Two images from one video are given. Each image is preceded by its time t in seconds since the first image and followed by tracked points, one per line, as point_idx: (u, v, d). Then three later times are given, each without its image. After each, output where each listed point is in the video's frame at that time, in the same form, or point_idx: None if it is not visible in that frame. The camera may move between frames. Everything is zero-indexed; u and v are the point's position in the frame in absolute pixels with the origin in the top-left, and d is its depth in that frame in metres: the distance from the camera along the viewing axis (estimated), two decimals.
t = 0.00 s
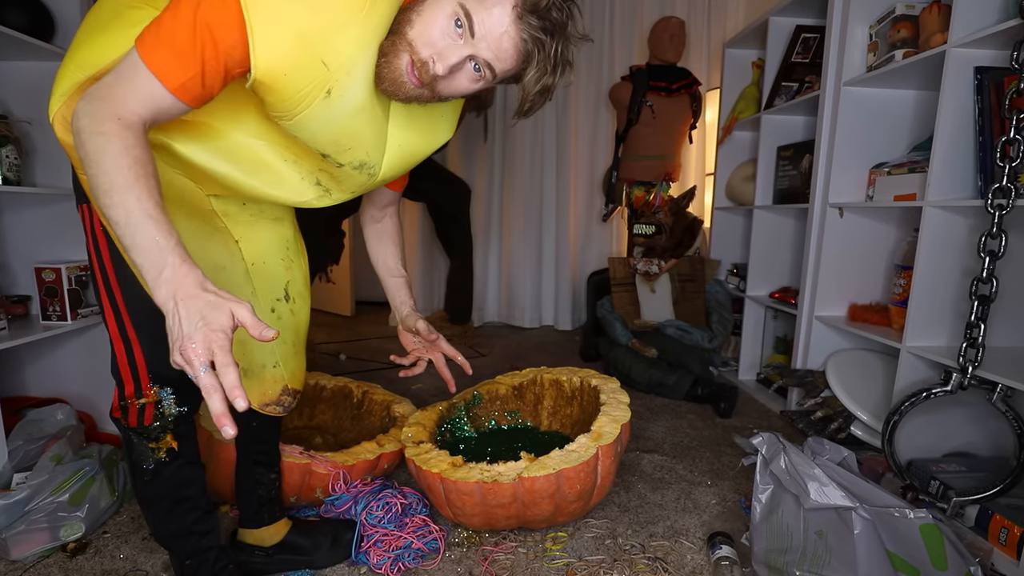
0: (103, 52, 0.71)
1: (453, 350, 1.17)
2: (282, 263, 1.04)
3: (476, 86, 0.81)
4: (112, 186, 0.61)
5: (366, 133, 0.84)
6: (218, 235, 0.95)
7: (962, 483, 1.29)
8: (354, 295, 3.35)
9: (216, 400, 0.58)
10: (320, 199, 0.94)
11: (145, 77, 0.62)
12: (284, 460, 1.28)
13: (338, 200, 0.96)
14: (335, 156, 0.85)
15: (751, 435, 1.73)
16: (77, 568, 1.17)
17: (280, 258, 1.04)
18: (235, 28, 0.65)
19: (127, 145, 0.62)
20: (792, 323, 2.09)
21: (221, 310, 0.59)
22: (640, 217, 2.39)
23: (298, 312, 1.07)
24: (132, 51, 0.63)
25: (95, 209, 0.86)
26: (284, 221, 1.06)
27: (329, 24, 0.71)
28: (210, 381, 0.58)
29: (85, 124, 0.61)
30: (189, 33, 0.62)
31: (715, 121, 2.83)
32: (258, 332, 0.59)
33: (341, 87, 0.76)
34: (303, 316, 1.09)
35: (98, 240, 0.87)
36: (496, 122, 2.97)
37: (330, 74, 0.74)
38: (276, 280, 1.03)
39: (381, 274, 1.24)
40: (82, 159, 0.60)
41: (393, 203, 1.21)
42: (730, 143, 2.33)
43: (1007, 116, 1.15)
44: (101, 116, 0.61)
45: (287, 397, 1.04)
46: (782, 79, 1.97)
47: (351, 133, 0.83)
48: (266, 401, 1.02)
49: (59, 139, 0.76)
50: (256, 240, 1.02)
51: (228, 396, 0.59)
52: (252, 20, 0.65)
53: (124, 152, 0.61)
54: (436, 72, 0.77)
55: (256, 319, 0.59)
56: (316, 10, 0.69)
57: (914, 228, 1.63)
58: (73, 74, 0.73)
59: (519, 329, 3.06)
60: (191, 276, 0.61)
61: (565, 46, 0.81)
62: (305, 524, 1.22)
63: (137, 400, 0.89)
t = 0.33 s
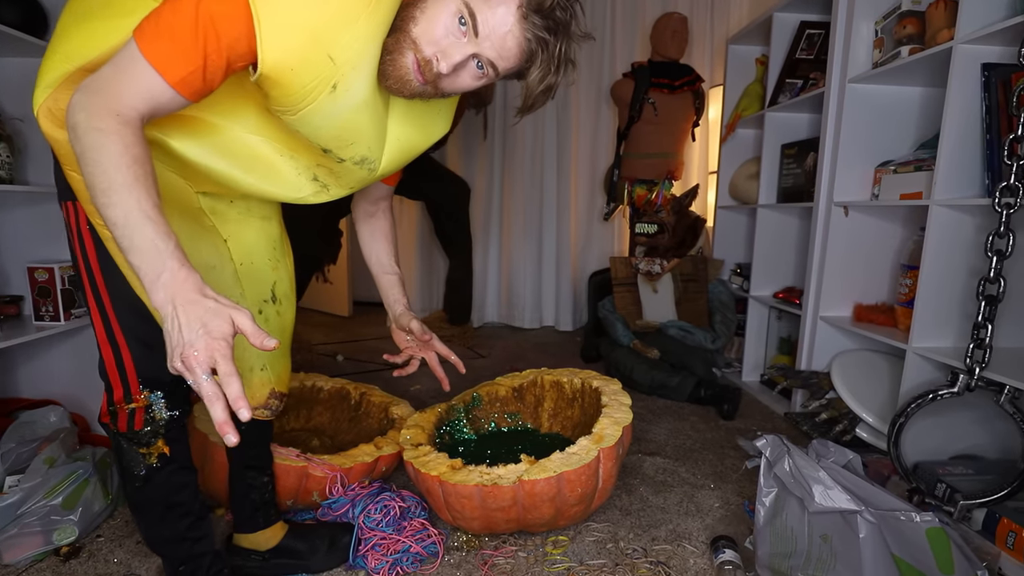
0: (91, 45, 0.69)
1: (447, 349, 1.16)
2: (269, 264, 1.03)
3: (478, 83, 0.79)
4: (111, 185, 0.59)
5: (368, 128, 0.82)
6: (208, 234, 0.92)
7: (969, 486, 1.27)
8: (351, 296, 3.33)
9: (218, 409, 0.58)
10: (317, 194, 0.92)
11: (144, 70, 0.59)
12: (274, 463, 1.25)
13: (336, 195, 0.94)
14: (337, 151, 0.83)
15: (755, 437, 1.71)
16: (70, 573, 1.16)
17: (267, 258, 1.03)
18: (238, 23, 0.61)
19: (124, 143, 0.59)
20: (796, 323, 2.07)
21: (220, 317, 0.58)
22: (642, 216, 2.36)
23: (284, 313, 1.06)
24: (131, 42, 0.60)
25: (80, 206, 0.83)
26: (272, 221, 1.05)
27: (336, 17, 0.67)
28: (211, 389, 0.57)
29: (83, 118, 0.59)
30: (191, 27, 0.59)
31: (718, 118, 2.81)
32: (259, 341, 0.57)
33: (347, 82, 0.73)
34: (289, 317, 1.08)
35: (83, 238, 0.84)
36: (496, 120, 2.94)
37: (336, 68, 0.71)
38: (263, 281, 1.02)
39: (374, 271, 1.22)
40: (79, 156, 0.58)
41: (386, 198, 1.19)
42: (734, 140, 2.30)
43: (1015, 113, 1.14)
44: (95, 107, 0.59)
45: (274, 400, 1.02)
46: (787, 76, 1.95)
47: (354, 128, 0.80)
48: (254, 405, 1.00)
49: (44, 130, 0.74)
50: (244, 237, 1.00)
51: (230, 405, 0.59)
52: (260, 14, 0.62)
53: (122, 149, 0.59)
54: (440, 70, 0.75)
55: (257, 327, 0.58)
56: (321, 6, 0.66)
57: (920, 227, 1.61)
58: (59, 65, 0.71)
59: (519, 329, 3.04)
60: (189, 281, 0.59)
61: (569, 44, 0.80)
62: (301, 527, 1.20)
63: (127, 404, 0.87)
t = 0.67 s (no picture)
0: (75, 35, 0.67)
1: (440, 349, 1.14)
2: (257, 265, 1.03)
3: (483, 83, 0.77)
4: (110, 182, 0.57)
5: (367, 126, 0.79)
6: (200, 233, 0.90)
7: (976, 489, 1.25)
8: (350, 296, 3.31)
9: (238, 411, 0.55)
10: (312, 192, 0.91)
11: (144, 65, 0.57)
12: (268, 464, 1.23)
13: (332, 193, 0.92)
14: (336, 149, 0.81)
15: (758, 439, 1.69)
16: None
17: (255, 258, 1.02)
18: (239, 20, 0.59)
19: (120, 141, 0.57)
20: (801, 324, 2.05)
21: (233, 317, 0.57)
22: (643, 215, 2.34)
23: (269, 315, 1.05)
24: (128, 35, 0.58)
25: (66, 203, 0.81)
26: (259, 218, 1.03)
27: (340, 12, 0.64)
28: (230, 391, 0.56)
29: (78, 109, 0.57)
30: (193, 22, 0.57)
31: (721, 116, 2.79)
32: (275, 342, 0.57)
33: (350, 78, 0.71)
34: (275, 320, 1.07)
35: (68, 237, 0.82)
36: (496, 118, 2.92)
37: (339, 65, 0.68)
38: (251, 282, 1.02)
39: (365, 270, 1.20)
40: (76, 155, 0.57)
41: (379, 194, 1.18)
42: (737, 138, 2.28)
43: None
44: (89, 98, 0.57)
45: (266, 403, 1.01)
46: (791, 73, 1.93)
47: (354, 125, 0.78)
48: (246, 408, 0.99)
49: (28, 123, 0.73)
50: (232, 235, 0.99)
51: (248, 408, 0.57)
52: (264, 8, 0.60)
53: (120, 148, 0.57)
54: (443, 72, 0.73)
55: (270, 328, 0.57)
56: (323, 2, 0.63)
57: (926, 226, 1.59)
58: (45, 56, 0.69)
59: (519, 330, 3.02)
60: (197, 282, 0.58)
61: (572, 47, 0.78)
62: (298, 531, 1.18)
63: (118, 409, 0.85)
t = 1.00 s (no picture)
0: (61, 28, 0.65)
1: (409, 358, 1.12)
2: (249, 263, 1.01)
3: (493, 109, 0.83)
4: (92, 189, 0.52)
5: (371, 125, 0.77)
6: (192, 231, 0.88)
7: (983, 492, 1.23)
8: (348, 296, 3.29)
9: (217, 445, 0.56)
10: (311, 187, 0.89)
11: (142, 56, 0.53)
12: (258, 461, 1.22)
13: (331, 190, 0.91)
14: (340, 147, 0.79)
15: (762, 442, 1.67)
16: None
17: (248, 256, 1.02)
18: (247, 16, 0.56)
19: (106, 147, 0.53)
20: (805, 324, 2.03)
21: (217, 349, 0.55)
22: (646, 215, 2.32)
23: (262, 314, 1.04)
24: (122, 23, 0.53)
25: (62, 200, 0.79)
26: (247, 216, 1.02)
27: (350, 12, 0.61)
28: (210, 427, 0.55)
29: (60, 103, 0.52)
30: (194, 8, 0.53)
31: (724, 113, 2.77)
32: (253, 378, 0.57)
33: (357, 79, 0.68)
34: (266, 319, 1.06)
35: (63, 237, 0.80)
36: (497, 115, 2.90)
37: (348, 66, 0.65)
38: (244, 280, 1.00)
39: (347, 265, 1.17)
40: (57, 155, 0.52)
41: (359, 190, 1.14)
42: (741, 136, 2.26)
43: None
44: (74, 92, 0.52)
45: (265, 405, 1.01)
46: (795, 69, 1.91)
47: (359, 126, 0.76)
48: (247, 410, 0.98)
49: (20, 118, 0.71)
50: (224, 233, 0.98)
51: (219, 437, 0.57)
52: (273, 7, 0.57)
53: (106, 153, 0.52)
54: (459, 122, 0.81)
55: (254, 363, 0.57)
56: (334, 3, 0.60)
57: (932, 225, 1.57)
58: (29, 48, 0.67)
59: (519, 330, 3.00)
60: (182, 304, 0.55)
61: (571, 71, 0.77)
62: (295, 534, 1.16)
63: (125, 415, 0.84)
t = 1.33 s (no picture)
0: (48, 19, 0.64)
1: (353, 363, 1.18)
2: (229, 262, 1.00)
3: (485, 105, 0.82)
4: (151, 220, 0.47)
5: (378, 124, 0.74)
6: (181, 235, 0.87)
7: (990, 495, 1.21)
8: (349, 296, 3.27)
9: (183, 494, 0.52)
10: (305, 181, 0.88)
11: (194, 73, 0.48)
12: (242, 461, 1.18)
13: (327, 184, 0.89)
14: (346, 146, 0.76)
15: (765, 444, 1.65)
16: None
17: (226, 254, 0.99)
18: (289, 22, 0.52)
19: (172, 175, 0.47)
20: (809, 325, 2.02)
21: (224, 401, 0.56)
22: (648, 213, 2.33)
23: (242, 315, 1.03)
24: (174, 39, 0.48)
25: (54, 203, 0.78)
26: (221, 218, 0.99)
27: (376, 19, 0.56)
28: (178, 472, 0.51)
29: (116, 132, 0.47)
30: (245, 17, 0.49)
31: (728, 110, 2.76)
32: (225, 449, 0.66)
33: (378, 82, 0.63)
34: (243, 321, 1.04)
35: (61, 243, 0.79)
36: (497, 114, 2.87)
37: (371, 71, 0.60)
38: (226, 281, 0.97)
39: (311, 258, 1.12)
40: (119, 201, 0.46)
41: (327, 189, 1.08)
42: (744, 133, 2.24)
43: None
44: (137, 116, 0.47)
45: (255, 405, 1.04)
46: (799, 66, 1.89)
47: (369, 126, 0.72)
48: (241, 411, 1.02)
49: (10, 115, 0.71)
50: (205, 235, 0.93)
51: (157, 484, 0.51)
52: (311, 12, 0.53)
53: (170, 179, 0.47)
54: (453, 121, 0.79)
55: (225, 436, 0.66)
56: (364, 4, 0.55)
57: (938, 224, 1.55)
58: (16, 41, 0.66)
59: (520, 331, 2.97)
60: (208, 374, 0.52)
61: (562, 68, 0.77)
62: (291, 537, 1.15)
63: (129, 425, 0.85)
